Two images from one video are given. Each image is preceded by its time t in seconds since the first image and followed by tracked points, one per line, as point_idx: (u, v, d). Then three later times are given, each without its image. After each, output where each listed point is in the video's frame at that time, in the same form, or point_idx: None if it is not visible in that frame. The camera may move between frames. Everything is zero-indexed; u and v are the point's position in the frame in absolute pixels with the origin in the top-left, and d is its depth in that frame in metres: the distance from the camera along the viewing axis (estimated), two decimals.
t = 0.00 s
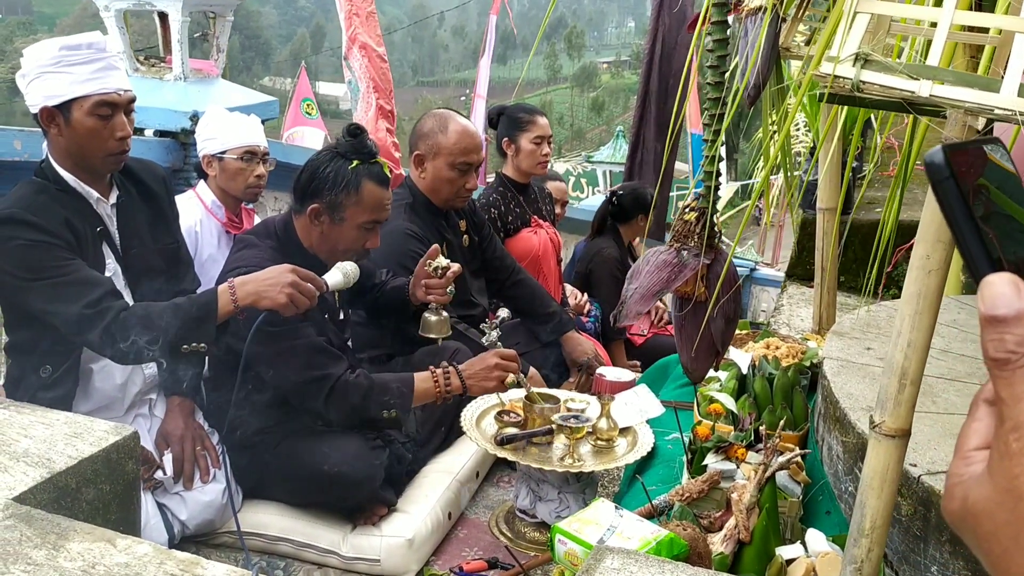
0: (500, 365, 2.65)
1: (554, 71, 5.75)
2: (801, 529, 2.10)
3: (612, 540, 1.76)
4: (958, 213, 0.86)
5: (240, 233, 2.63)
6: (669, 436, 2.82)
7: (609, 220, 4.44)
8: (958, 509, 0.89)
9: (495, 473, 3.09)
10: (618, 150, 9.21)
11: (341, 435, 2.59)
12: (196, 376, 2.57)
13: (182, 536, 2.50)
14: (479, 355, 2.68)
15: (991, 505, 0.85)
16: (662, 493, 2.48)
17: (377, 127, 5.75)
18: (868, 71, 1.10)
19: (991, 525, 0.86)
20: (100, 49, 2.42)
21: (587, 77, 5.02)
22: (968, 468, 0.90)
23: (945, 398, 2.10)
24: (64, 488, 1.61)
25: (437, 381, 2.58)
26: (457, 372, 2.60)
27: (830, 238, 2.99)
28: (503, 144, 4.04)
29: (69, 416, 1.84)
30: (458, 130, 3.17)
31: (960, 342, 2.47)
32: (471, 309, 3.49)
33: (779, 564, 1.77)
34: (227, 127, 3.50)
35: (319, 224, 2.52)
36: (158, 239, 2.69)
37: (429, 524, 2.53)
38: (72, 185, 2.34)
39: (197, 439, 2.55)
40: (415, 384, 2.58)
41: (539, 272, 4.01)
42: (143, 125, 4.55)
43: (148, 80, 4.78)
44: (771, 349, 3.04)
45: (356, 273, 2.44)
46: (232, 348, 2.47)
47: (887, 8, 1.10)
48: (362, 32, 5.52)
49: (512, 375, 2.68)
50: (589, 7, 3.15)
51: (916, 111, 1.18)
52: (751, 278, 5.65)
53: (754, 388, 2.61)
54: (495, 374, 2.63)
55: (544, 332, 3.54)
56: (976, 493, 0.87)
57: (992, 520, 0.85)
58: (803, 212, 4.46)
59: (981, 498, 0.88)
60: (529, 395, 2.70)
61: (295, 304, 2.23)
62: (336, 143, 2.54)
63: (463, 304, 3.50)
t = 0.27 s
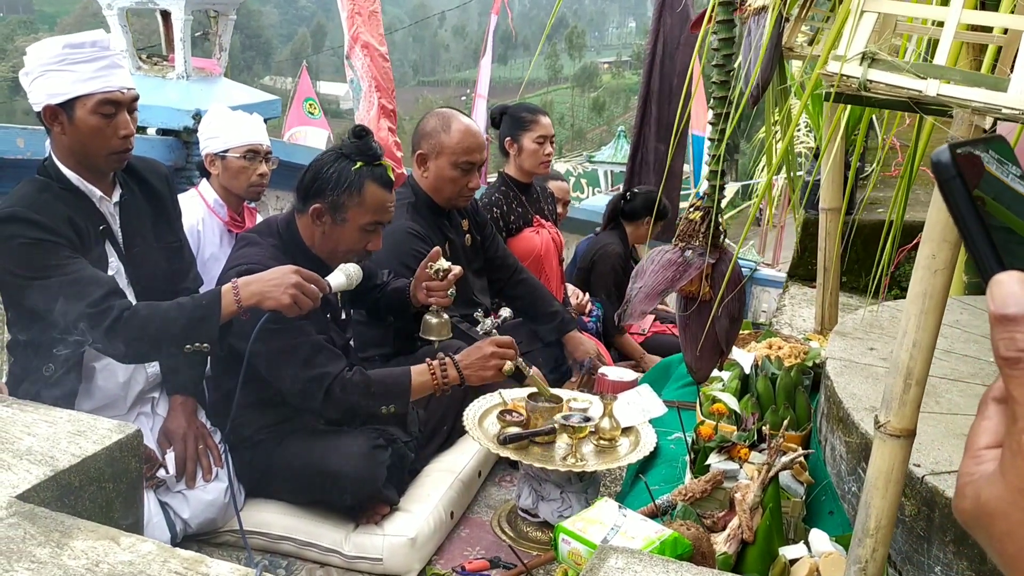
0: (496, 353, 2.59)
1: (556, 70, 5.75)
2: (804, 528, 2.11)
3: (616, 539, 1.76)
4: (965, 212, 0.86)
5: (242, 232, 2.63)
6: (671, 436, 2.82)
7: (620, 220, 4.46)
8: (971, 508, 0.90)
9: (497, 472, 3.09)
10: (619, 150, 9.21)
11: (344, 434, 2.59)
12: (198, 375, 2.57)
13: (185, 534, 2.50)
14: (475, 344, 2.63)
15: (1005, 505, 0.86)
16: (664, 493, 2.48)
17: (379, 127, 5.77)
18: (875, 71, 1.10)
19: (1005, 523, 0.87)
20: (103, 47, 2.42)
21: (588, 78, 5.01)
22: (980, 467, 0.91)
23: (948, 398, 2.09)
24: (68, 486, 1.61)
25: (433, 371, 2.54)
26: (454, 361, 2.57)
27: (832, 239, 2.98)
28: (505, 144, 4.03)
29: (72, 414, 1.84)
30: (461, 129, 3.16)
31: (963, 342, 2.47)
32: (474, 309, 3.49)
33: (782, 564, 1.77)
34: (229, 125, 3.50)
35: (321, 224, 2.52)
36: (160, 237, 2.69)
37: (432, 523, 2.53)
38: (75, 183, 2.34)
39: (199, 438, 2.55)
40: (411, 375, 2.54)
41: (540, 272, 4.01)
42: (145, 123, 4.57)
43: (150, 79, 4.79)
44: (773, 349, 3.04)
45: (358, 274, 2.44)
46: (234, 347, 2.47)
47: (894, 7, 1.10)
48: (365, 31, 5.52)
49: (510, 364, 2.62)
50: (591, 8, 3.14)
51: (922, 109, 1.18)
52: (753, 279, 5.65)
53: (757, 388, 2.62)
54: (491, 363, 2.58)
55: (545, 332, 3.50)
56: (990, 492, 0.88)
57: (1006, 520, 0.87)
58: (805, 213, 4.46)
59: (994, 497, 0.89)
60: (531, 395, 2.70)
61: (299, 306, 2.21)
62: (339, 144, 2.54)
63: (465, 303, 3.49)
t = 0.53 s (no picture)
0: (485, 342, 2.44)
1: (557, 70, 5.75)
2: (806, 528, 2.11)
3: (618, 539, 1.76)
4: (972, 213, 0.85)
5: (243, 231, 2.62)
6: (673, 435, 2.82)
7: (625, 221, 4.45)
8: (983, 510, 0.90)
9: (497, 472, 3.08)
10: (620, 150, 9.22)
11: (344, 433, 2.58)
12: (199, 374, 2.56)
13: (185, 533, 2.49)
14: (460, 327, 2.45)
15: (1014, 506, 0.87)
16: (666, 492, 2.48)
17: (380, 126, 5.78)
18: (880, 69, 1.09)
19: (1017, 525, 0.87)
20: (105, 45, 2.42)
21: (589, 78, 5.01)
22: (991, 469, 0.91)
23: (950, 398, 2.09)
24: (69, 484, 1.61)
25: (419, 364, 2.44)
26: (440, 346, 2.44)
27: (834, 239, 2.96)
28: (507, 143, 4.03)
29: (74, 412, 1.83)
30: (463, 129, 3.16)
31: (965, 342, 2.47)
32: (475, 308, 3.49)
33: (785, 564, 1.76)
34: (230, 124, 3.49)
35: (322, 223, 2.52)
36: (162, 235, 2.69)
37: (433, 523, 2.53)
38: (77, 182, 2.34)
39: (200, 436, 2.55)
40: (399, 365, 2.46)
41: (541, 271, 4.00)
42: (148, 122, 4.58)
43: (152, 78, 4.79)
44: (774, 348, 3.05)
45: (359, 275, 2.43)
46: (235, 346, 2.46)
47: (900, 6, 1.09)
48: (366, 31, 5.52)
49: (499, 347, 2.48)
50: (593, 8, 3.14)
51: (927, 108, 1.18)
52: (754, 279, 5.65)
53: (759, 388, 2.62)
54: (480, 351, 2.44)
55: (546, 331, 3.53)
56: (1001, 495, 0.88)
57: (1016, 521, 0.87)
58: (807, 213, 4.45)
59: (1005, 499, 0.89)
60: (533, 394, 2.69)
61: (300, 305, 2.21)
62: (341, 144, 2.54)
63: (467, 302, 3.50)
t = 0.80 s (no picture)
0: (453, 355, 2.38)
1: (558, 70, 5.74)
2: (807, 528, 2.11)
3: (621, 538, 1.75)
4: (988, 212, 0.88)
5: (245, 229, 2.62)
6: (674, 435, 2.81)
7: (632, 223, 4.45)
8: (998, 507, 0.91)
9: (499, 471, 3.08)
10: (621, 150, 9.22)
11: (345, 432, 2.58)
12: (200, 372, 2.56)
13: (187, 531, 2.49)
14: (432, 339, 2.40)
15: None
16: (668, 492, 2.48)
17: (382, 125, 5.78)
18: (886, 67, 1.09)
19: None
20: (107, 42, 2.41)
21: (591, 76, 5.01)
22: (1006, 466, 0.92)
23: (953, 399, 2.09)
24: (71, 482, 1.61)
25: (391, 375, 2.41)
26: (409, 358, 2.39)
27: (837, 239, 2.95)
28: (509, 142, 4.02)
29: (75, 410, 1.83)
30: (465, 128, 3.16)
31: (968, 343, 2.46)
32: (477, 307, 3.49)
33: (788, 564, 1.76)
34: (232, 122, 3.49)
35: (322, 221, 2.52)
36: (163, 233, 2.68)
37: (434, 522, 2.52)
38: (78, 179, 2.34)
39: (201, 435, 2.55)
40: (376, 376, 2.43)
41: (543, 271, 3.99)
42: (149, 120, 4.59)
43: (153, 76, 4.79)
44: (777, 349, 3.05)
45: (360, 276, 2.42)
46: (236, 344, 2.46)
47: (907, 4, 1.09)
48: (368, 30, 5.51)
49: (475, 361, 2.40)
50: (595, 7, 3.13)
51: (933, 107, 1.18)
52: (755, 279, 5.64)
53: (761, 388, 2.62)
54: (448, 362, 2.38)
55: (548, 330, 3.52)
56: (1016, 492, 0.89)
57: None
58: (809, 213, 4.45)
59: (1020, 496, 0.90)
60: (534, 393, 2.69)
61: (300, 305, 2.21)
62: (345, 142, 2.54)
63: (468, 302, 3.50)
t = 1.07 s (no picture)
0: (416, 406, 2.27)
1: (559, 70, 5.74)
2: (809, 531, 2.09)
3: (623, 539, 1.75)
4: (999, 215, 0.88)
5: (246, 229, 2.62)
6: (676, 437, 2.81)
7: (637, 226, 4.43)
8: (1008, 510, 0.91)
9: (499, 471, 3.08)
10: (622, 150, 9.22)
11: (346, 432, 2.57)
12: (201, 372, 2.56)
13: (188, 532, 2.49)
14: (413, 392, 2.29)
15: None
16: (670, 493, 2.48)
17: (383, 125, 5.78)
18: (890, 69, 1.09)
19: None
20: (109, 41, 2.41)
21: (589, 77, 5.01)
22: (1014, 468, 0.91)
23: (955, 400, 2.08)
24: (72, 482, 1.60)
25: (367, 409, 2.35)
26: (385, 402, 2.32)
27: (838, 240, 2.95)
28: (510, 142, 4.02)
29: (76, 410, 1.83)
30: (467, 128, 3.15)
31: (969, 344, 2.46)
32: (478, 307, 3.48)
33: (790, 565, 1.75)
34: (233, 122, 3.49)
35: (323, 220, 2.51)
36: (164, 233, 2.68)
37: (436, 522, 2.52)
38: (79, 179, 2.33)
39: (202, 435, 2.54)
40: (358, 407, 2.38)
41: (544, 271, 3.98)
42: (149, 120, 4.59)
43: (155, 76, 4.79)
44: (778, 349, 3.06)
45: (360, 276, 2.42)
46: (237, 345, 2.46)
47: (911, 4, 1.08)
48: (369, 30, 5.50)
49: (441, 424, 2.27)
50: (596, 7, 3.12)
51: (937, 108, 1.17)
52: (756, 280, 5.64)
53: (762, 389, 2.60)
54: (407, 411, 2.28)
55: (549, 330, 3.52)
56: None
57: None
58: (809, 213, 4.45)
59: None
60: (535, 394, 2.68)
61: (300, 306, 2.20)
62: (346, 142, 2.54)
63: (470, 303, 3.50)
